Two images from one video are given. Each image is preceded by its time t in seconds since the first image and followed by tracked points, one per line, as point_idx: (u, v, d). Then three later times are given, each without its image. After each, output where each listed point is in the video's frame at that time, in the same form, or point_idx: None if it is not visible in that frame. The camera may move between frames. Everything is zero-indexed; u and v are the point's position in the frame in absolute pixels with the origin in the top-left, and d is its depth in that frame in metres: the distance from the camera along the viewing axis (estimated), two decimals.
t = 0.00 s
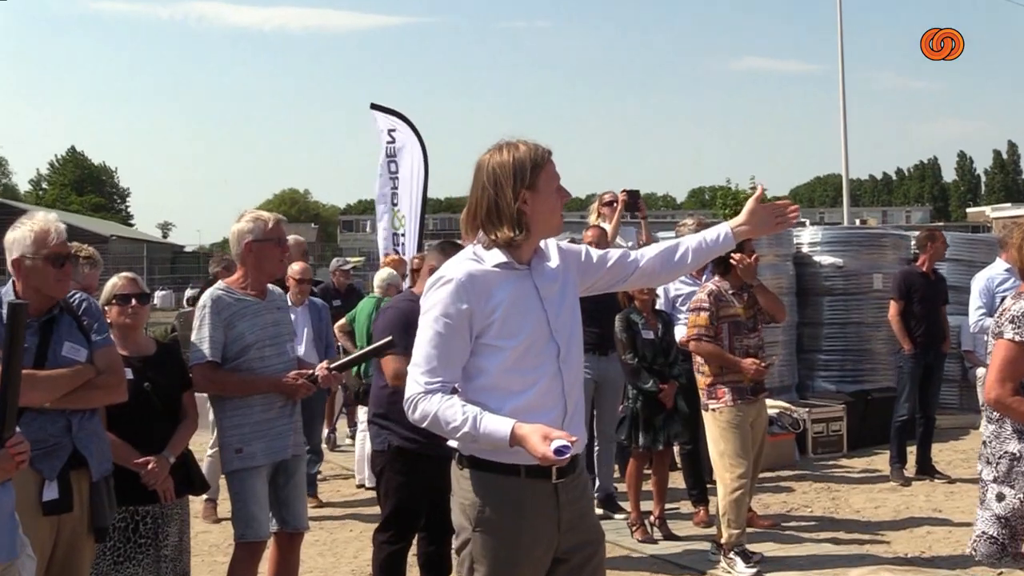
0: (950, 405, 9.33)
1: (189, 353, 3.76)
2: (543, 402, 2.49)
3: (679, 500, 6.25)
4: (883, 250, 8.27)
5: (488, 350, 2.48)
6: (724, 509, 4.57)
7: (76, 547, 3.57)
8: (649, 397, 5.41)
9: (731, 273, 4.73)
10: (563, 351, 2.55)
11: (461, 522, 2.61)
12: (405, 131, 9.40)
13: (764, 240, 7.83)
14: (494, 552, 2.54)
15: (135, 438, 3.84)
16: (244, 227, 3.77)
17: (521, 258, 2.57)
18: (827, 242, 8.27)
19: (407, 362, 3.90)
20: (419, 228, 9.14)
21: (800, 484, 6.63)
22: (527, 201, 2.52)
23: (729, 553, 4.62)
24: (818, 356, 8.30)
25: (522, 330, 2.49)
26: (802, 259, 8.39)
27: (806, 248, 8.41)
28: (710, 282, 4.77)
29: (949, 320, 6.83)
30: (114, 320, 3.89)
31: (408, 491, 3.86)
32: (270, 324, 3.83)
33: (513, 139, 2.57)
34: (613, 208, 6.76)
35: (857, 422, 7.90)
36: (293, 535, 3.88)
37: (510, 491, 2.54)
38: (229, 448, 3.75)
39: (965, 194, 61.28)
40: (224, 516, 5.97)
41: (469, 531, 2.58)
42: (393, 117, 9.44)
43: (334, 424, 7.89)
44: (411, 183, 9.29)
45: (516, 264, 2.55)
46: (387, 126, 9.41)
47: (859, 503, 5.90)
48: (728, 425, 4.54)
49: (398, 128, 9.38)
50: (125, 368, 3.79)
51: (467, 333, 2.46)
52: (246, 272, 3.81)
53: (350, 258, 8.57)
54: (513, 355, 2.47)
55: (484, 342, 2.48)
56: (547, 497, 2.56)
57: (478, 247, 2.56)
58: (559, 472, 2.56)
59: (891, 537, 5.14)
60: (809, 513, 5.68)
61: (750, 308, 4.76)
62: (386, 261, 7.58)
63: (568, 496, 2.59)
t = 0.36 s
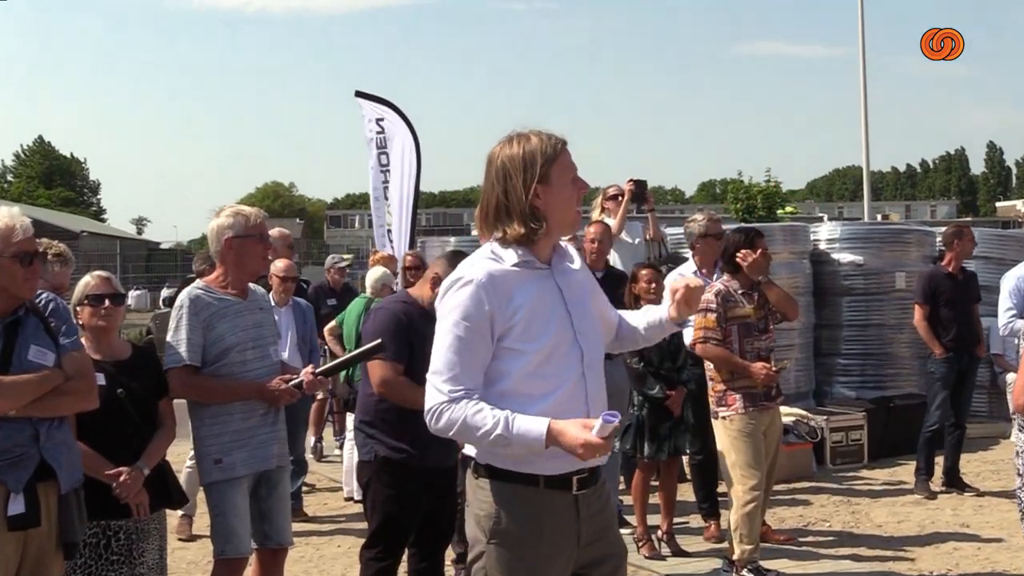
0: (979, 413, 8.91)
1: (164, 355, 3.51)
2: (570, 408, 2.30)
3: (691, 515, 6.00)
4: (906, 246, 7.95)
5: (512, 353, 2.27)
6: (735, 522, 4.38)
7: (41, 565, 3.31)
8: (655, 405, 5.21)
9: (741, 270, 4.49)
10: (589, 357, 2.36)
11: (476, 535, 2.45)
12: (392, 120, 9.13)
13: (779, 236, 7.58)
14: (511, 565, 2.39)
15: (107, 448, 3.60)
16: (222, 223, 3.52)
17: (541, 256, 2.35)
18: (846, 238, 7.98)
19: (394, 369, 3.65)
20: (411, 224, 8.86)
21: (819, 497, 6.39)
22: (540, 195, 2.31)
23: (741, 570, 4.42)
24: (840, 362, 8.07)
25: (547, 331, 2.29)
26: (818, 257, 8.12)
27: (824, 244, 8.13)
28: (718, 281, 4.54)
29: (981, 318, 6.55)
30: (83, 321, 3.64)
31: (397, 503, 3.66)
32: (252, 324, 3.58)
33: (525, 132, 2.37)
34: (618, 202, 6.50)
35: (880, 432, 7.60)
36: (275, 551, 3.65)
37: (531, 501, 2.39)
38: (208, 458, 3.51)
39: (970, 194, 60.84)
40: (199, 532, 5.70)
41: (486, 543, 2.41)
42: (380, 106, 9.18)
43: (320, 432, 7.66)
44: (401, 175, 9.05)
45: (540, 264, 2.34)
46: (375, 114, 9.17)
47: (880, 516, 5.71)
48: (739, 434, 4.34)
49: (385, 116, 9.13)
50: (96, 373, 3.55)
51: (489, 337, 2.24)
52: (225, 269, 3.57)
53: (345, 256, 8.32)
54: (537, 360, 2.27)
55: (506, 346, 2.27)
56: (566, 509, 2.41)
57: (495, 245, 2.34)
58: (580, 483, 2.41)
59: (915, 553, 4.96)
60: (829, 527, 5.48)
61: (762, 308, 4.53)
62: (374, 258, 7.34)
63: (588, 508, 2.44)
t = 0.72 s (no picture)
0: (1011, 421, 8.73)
1: (139, 358, 3.28)
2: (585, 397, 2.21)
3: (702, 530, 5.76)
4: (930, 244, 7.70)
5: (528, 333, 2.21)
6: (749, 536, 4.16)
7: None
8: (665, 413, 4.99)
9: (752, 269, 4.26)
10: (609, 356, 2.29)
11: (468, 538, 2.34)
12: (374, 108, 8.91)
13: (796, 233, 7.36)
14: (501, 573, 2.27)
15: (81, 458, 3.36)
16: (201, 220, 3.32)
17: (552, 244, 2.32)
18: (867, 236, 7.73)
19: (386, 373, 3.42)
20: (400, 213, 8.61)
21: (841, 510, 6.18)
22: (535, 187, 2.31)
23: None
24: (859, 365, 7.86)
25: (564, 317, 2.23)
26: (838, 254, 7.88)
27: (842, 243, 7.90)
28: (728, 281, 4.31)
29: (1011, 321, 6.32)
30: (53, 322, 3.40)
31: (389, 517, 3.44)
32: (233, 327, 3.36)
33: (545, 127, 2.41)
34: (625, 194, 6.28)
35: (903, 443, 7.34)
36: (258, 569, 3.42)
37: (522, 507, 2.26)
38: (186, 470, 3.29)
39: (977, 193, 60.45)
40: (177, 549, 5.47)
41: (474, 550, 2.30)
42: (363, 96, 8.97)
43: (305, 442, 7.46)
44: (388, 169, 8.84)
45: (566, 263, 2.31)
46: (358, 104, 8.95)
47: (904, 531, 5.57)
48: (752, 442, 4.12)
49: (368, 106, 8.91)
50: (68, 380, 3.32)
51: (503, 313, 2.21)
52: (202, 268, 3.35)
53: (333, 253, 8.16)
54: (536, 357, 2.20)
55: (507, 339, 2.21)
56: (561, 518, 2.28)
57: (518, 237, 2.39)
58: (576, 491, 2.28)
59: (941, 569, 4.85)
60: (852, 544, 5.33)
61: (773, 309, 4.30)
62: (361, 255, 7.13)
63: (585, 518, 2.31)
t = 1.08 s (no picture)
0: None
1: (112, 365, 3.06)
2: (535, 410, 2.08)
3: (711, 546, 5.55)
4: (957, 242, 7.49)
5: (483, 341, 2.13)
6: (762, 552, 4.01)
7: None
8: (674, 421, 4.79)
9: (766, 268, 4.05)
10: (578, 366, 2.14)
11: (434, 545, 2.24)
12: (349, 99, 8.67)
13: (812, 229, 7.15)
14: None
15: (49, 470, 3.15)
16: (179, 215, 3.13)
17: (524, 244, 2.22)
18: (889, 234, 7.51)
19: (379, 378, 3.20)
20: (389, 217, 8.46)
21: (863, 525, 5.99)
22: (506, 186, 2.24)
23: None
24: (881, 368, 7.66)
25: (524, 322, 2.12)
26: (858, 252, 7.68)
27: (863, 240, 7.68)
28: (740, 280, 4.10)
29: None
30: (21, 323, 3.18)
31: (381, 533, 3.25)
32: (213, 329, 3.15)
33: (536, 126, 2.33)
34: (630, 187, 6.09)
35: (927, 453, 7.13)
36: None
37: (479, 521, 2.13)
38: (164, 483, 3.07)
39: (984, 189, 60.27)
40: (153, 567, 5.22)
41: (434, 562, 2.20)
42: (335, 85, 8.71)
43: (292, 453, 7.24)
44: (371, 161, 8.62)
45: (542, 264, 2.19)
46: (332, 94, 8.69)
47: (927, 548, 5.47)
48: (767, 453, 3.92)
49: (344, 97, 8.66)
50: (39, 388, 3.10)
51: (458, 316, 2.16)
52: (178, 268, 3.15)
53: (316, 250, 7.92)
54: (491, 360, 2.11)
55: (465, 342, 2.14)
56: (523, 531, 2.14)
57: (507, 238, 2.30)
58: (538, 503, 2.12)
59: None
60: (870, 562, 5.23)
61: (788, 312, 4.09)
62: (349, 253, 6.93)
63: (551, 533, 2.15)
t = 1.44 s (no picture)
0: None
1: (104, 368, 3.03)
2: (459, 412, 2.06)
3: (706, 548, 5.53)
4: (956, 242, 7.47)
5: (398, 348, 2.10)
6: (760, 554, 3.99)
7: None
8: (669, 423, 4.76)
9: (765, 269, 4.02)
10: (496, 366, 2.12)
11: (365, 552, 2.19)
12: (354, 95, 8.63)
13: (812, 229, 7.11)
14: None
15: (38, 471, 3.11)
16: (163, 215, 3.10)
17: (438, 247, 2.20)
18: (889, 233, 7.47)
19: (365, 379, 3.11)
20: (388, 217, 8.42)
21: (861, 527, 5.96)
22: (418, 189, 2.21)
23: None
24: (879, 369, 7.63)
25: (440, 326, 2.09)
26: (858, 251, 7.64)
27: (863, 240, 7.64)
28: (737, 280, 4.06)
29: None
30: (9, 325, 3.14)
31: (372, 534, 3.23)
32: (206, 332, 3.12)
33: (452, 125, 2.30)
34: (625, 185, 6.08)
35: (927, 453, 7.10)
36: None
37: (412, 523, 2.09)
38: (155, 485, 3.04)
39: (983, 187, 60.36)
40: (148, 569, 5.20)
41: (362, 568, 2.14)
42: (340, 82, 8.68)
43: (285, 454, 7.20)
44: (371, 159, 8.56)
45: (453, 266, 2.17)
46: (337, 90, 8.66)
47: (927, 551, 5.44)
48: (761, 453, 3.90)
49: (349, 92, 8.63)
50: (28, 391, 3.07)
51: (372, 325, 2.11)
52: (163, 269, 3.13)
53: (307, 249, 7.91)
54: (411, 368, 2.08)
55: (382, 351, 2.11)
56: (456, 535, 2.11)
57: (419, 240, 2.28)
58: (469, 506, 2.10)
59: None
60: (868, 565, 5.20)
61: (784, 313, 4.06)
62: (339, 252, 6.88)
63: (483, 538, 2.13)
